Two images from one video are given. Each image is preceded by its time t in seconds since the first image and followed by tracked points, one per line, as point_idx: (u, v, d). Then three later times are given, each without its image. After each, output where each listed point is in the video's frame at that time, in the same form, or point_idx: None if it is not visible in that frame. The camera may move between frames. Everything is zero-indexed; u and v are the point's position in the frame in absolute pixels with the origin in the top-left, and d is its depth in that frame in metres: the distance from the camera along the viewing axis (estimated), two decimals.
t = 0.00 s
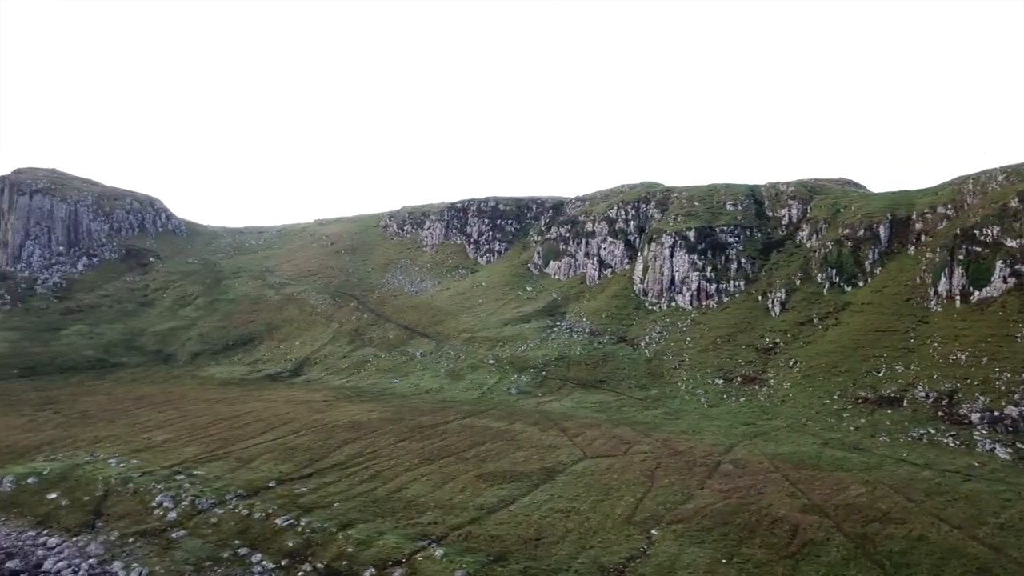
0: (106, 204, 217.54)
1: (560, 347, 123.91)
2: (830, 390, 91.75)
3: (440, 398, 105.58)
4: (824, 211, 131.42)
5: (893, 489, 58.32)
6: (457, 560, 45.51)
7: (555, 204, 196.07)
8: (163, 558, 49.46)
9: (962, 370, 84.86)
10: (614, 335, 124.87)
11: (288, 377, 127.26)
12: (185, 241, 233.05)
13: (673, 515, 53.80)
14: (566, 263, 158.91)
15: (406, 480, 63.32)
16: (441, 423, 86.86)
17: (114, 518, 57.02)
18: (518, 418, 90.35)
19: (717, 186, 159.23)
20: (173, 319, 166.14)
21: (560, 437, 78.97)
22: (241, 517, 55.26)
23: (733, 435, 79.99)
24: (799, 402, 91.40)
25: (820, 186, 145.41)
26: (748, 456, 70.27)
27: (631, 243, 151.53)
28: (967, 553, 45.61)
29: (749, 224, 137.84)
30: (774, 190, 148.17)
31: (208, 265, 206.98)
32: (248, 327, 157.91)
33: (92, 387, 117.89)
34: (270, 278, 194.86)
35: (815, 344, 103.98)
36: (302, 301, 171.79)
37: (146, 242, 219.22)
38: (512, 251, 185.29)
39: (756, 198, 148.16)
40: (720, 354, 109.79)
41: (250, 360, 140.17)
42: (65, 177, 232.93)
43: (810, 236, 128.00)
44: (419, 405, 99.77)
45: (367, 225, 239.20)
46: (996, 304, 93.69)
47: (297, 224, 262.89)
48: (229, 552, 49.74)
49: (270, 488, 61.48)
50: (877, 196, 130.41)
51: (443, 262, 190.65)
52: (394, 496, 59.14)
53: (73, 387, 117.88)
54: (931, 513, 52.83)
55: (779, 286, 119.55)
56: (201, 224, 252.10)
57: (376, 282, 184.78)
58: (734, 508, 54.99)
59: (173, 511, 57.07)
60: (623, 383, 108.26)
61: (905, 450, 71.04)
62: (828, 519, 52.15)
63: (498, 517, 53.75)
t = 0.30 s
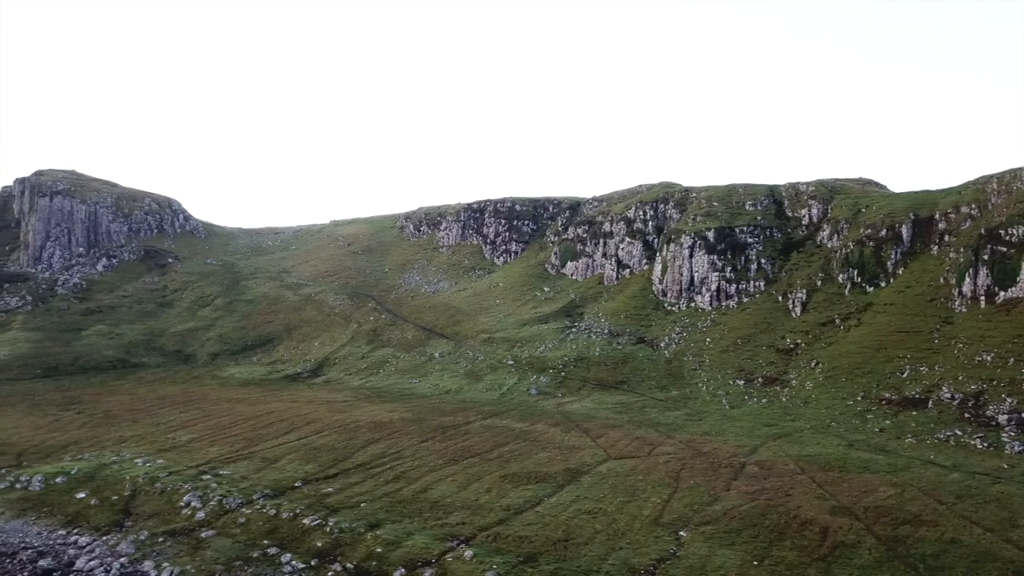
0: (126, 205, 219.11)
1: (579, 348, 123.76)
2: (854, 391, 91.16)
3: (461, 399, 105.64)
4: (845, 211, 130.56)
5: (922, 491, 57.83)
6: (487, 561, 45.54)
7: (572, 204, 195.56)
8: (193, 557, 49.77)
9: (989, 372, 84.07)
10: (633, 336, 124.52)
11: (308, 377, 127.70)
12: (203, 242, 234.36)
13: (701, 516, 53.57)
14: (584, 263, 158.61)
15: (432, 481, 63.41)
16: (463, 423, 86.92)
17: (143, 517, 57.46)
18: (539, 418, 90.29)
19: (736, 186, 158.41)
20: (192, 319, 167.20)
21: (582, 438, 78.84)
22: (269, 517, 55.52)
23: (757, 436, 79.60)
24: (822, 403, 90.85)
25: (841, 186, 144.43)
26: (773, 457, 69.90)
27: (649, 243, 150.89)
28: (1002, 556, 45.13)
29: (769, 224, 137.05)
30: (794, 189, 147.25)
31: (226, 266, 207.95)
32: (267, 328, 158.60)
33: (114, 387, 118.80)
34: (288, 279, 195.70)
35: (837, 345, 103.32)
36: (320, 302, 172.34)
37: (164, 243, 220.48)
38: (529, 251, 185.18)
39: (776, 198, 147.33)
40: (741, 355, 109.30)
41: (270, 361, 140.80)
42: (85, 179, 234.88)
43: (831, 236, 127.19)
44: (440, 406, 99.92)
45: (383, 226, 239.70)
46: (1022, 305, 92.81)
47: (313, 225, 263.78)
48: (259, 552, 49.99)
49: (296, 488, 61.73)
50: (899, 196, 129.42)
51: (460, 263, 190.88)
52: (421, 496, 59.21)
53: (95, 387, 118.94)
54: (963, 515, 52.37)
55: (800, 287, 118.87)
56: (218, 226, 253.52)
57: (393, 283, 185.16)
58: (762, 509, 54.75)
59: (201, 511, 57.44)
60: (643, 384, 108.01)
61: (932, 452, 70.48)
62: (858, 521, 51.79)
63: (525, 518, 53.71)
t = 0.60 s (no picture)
0: (145, 206, 220.51)
1: (599, 348, 123.61)
2: (878, 392, 90.50)
3: (481, 400, 105.75)
4: (867, 211, 129.61)
5: (953, 493, 57.33)
6: (517, 561, 45.57)
7: (589, 204, 195.12)
8: (224, 556, 50.03)
9: (1016, 374, 83.25)
10: (653, 336, 124.19)
11: (327, 378, 128.14)
12: (221, 242, 235.71)
13: (730, 517, 53.35)
14: (602, 264, 158.27)
15: (457, 481, 63.43)
16: (485, 423, 86.97)
17: (172, 517, 57.83)
18: (561, 419, 90.23)
19: (756, 186, 157.52)
20: (211, 320, 168.26)
21: (606, 439, 78.67)
22: (297, 516, 55.74)
23: (781, 437, 79.18)
24: (845, 405, 90.25)
25: (862, 186, 143.37)
26: (799, 459, 69.45)
27: (668, 243, 150.36)
28: None
29: (789, 224, 136.26)
30: (814, 189, 146.27)
31: (244, 267, 208.95)
32: (286, 328, 159.29)
33: (137, 387, 119.71)
34: (306, 280, 196.54)
35: (860, 345, 102.59)
36: (338, 302, 172.95)
37: (183, 244, 221.92)
38: (546, 252, 185.06)
39: (796, 198, 146.41)
40: (762, 356, 108.69)
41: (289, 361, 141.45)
42: (105, 180, 236.81)
43: (853, 236, 126.35)
44: (461, 406, 100.01)
45: (400, 227, 240.10)
46: None
47: (330, 226, 264.65)
48: (288, 552, 50.20)
49: (323, 488, 61.97)
50: (921, 195, 128.37)
51: (476, 263, 191.04)
52: (447, 497, 59.25)
53: (117, 387, 119.96)
54: (995, 518, 51.88)
55: (821, 287, 118.13)
56: (236, 227, 254.90)
57: (410, 284, 185.54)
58: (790, 511, 54.42)
59: (229, 510, 57.77)
60: (664, 385, 107.70)
61: (959, 454, 69.89)
62: (889, 523, 51.41)
63: (553, 518, 53.69)
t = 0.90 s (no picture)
0: (164, 207, 221.83)
1: (618, 348, 123.39)
2: (903, 393, 89.81)
3: (502, 400, 105.88)
4: (890, 211, 128.59)
5: (984, 496, 56.80)
6: (548, 563, 45.56)
7: (607, 204, 194.62)
8: (254, 556, 50.29)
9: None
10: (673, 337, 123.82)
11: (347, 378, 128.63)
12: (239, 242, 237.03)
13: (760, 519, 53.09)
14: (620, 265, 157.91)
15: (483, 482, 63.46)
16: (507, 424, 86.97)
17: (201, 516, 58.21)
18: (583, 420, 90.14)
19: (776, 186, 156.60)
20: (230, 320, 169.26)
21: (629, 440, 78.40)
22: (325, 516, 55.93)
23: (806, 438, 78.73)
24: (870, 406, 89.61)
25: (884, 186, 142.26)
26: (826, 460, 69.02)
27: (687, 243, 149.78)
28: None
29: (810, 225, 135.36)
30: (836, 189, 145.23)
31: (262, 267, 209.88)
32: (305, 329, 159.97)
33: (159, 387, 120.56)
34: (324, 280, 197.30)
35: (884, 346, 101.87)
36: (357, 302, 173.54)
37: (202, 244, 223.26)
38: (563, 252, 184.87)
39: (817, 198, 145.42)
40: (784, 357, 108.10)
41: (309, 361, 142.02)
42: (125, 182, 238.67)
43: (875, 236, 125.43)
44: (482, 406, 100.11)
45: (417, 228, 240.44)
46: None
47: (346, 227, 265.50)
48: (318, 551, 50.40)
49: (350, 488, 62.15)
50: (945, 195, 127.22)
51: (494, 264, 191.21)
52: (474, 497, 59.29)
53: (140, 387, 120.91)
54: None
55: (843, 288, 117.35)
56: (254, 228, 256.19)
57: (427, 284, 185.92)
58: (820, 512, 54.10)
59: (257, 510, 58.05)
60: (685, 385, 107.33)
61: (988, 456, 69.19)
62: (921, 525, 51.00)
63: (581, 519, 53.64)
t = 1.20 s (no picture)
0: (185, 208, 223.52)
1: (641, 349, 123.03)
2: (932, 395, 88.99)
3: (525, 401, 105.89)
4: (916, 210, 127.40)
5: (1020, 499, 56.12)
6: (582, 564, 45.51)
7: (627, 204, 193.96)
8: (287, 555, 50.55)
9: None
10: (695, 337, 123.27)
11: (370, 378, 129.08)
12: (259, 243, 238.39)
13: (792, 521, 52.75)
14: (641, 265, 157.41)
15: (512, 483, 63.44)
16: (532, 425, 86.91)
17: (232, 515, 58.59)
18: (608, 420, 89.96)
19: (799, 186, 155.48)
20: (252, 321, 170.33)
21: (656, 441, 78.16)
22: (356, 516, 56.13)
23: (834, 440, 78.13)
24: (897, 407, 88.85)
25: (909, 185, 140.93)
26: (856, 462, 68.47)
27: (709, 243, 149.05)
28: None
29: (834, 225, 134.30)
30: (860, 188, 144.01)
31: (282, 268, 211.11)
32: (326, 329, 160.70)
33: (184, 387, 121.47)
34: (344, 281, 198.08)
35: (911, 347, 101.01)
36: (377, 303, 174.13)
37: (223, 245, 224.69)
38: (583, 253, 184.52)
39: (841, 198, 144.25)
40: (809, 358, 107.35)
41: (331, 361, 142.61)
42: (146, 183, 240.65)
43: (900, 236, 124.34)
44: (506, 407, 100.14)
45: (436, 228, 240.84)
46: None
47: (365, 228, 266.39)
48: (351, 551, 50.57)
49: (379, 488, 62.37)
50: (972, 195, 125.90)
51: (513, 264, 191.25)
52: (503, 498, 59.30)
53: (165, 387, 121.89)
54: None
55: (869, 288, 116.39)
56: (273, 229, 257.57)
57: (447, 284, 186.29)
58: (854, 515, 53.65)
59: (288, 509, 58.32)
60: (709, 386, 106.83)
61: (1021, 458, 68.42)
62: (957, 529, 50.47)
63: (612, 520, 53.54)
